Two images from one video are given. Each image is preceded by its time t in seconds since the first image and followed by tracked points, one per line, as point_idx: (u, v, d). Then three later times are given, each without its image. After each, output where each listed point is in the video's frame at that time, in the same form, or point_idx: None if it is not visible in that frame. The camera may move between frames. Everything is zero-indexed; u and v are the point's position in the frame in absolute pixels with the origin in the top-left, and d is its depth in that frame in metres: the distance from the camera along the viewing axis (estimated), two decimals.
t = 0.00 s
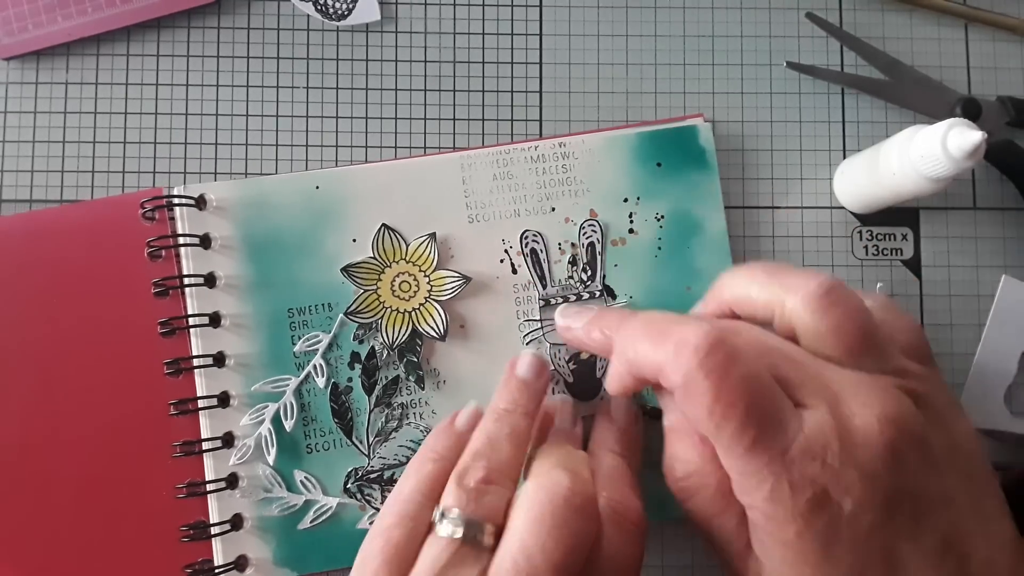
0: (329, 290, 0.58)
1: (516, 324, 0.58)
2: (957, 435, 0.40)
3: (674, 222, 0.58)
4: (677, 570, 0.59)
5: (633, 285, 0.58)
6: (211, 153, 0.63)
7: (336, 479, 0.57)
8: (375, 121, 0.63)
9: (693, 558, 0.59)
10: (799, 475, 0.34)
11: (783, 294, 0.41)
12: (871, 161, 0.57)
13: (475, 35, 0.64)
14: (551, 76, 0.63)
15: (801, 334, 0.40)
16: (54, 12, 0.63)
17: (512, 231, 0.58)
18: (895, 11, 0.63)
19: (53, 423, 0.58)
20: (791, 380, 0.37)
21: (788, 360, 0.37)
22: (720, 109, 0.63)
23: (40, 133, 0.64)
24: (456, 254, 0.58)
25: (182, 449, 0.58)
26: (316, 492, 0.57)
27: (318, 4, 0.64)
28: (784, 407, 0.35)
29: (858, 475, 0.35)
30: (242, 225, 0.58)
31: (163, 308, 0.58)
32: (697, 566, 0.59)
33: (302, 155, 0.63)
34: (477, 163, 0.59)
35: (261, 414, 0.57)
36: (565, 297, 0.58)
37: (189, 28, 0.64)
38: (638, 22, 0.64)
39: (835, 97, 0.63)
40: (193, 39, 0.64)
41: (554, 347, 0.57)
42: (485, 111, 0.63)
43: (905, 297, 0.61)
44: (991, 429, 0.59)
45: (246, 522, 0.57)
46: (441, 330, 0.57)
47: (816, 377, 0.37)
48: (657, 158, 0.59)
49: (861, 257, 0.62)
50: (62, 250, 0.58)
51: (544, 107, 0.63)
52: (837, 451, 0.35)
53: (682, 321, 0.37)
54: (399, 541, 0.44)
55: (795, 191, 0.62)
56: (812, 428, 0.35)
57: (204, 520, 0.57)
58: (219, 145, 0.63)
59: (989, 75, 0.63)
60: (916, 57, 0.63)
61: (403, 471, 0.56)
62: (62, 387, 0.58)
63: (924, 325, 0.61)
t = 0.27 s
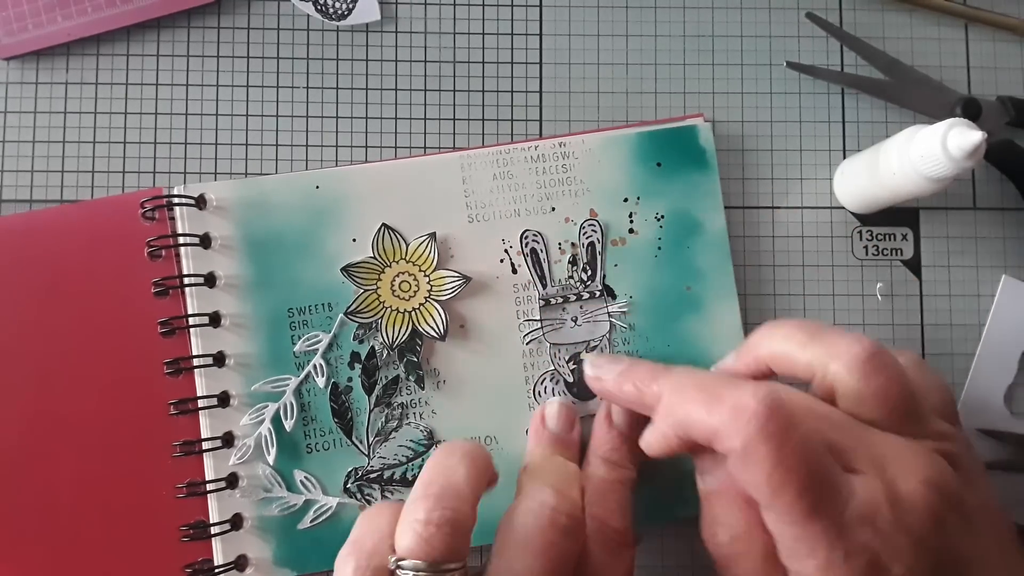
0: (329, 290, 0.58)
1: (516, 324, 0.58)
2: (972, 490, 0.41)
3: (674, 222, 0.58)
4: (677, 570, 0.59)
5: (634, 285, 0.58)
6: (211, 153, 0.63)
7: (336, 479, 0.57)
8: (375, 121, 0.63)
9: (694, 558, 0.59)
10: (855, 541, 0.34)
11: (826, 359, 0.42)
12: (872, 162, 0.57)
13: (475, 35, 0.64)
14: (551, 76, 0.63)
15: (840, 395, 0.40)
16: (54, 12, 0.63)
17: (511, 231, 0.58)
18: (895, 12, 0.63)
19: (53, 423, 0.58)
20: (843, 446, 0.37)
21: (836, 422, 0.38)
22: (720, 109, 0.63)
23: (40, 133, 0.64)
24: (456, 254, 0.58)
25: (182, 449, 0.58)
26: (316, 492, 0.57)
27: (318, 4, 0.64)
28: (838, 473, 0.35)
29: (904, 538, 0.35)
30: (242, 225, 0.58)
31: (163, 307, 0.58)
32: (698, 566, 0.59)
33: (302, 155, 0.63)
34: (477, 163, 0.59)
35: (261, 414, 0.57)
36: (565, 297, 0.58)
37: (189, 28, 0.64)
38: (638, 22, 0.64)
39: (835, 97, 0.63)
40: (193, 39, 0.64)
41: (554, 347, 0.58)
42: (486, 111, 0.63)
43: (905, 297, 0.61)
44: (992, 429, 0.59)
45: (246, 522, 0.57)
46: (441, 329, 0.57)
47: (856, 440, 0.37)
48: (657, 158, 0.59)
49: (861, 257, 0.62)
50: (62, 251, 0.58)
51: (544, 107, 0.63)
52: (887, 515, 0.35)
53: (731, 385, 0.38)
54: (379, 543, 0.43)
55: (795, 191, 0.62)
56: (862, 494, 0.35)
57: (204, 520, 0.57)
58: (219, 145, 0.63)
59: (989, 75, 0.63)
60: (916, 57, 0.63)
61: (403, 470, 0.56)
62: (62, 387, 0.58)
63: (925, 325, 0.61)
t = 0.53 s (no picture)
0: (329, 289, 0.58)
1: (516, 324, 0.58)
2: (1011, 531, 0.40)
3: (674, 222, 0.58)
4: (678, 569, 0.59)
5: (634, 284, 0.58)
6: (212, 152, 0.63)
7: (336, 478, 0.57)
8: (375, 120, 0.63)
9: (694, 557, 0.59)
10: None
11: (856, 399, 0.43)
12: (872, 162, 0.57)
13: (474, 35, 0.64)
14: (551, 76, 0.64)
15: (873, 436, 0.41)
16: (55, 12, 0.63)
17: (511, 231, 0.58)
18: (895, 12, 0.63)
19: (53, 423, 0.58)
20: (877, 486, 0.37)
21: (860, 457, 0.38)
22: (720, 109, 0.63)
23: (40, 133, 0.64)
24: (456, 253, 0.58)
25: (181, 448, 0.58)
26: (316, 492, 0.56)
27: (318, 4, 0.64)
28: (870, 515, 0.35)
29: None
30: (243, 223, 0.58)
31: (163, 305, 0.58)
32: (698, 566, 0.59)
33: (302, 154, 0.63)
34: (477, 162, 0.59)
35: (261, 413, 0.57)
36: (566, 296, 0.58)
37: (189, 28, 0.64)
38: (638, 22, 0.64)
39: (835, 98, 0.63)
40: (192, 39, 0.64)
41: (554, 346, 0.58)
42: (486, 111, 0.64)
43: (905, 297, 0.61)
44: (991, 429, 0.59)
45: (246, 521, 0.57)
46: (441, 329, 0.57)
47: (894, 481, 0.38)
48: (657, 158, 0.59)
49: (861, 257, 0.62)
50: (61, 250, 0.58)
51: (545, 107, 0.63)
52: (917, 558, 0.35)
53: (769, 425, 0.39)
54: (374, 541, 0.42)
55: (795, 192, 0.62)
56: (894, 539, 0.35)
57: (204, 518, 0.57)
58: (219, 144, 0.63)
59: (989, 76, 0.63)
60: (915, 57, 0.63)
61: (403, 469, 0.56)
62: (61, 386, 0.58)
63: (924, 324, 0.61)
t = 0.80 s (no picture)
0: (326, 292, 0.58)
1: (514, 326, 0.58)
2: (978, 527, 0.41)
3: (671, 223, 0.58)
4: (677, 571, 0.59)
5: (632, 286, 0.58)
6: (211, 153, 0.63)
7: (334, 482, 0.57)
8: (375, 121, 0.63)
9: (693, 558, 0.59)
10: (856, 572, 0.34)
11: (821, 390, 0.42)
12: (872, 162, 0.57)
13: (474, 35, 0.64)
14: (551, 76, 0.63)
15: (841, 425, 0.40)
16: (55, 12, 0.63)
17: (509, 232, 0.58)
18: (896, 12, 0.63)
19: (52, 425, 0.58)
20: (845, 477, 0.37)
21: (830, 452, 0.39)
22: (719, 109, 0.63)
23: (40, 133, 0.64)
24: (453, 256, 0.58)
25: (180, 452, 0.58)
26: (315, 496, 0.56)
27: (318, 4, 0.64)
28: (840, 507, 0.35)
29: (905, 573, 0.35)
30: (240, 227, 0.58)
31: (161, 309, 0.58)
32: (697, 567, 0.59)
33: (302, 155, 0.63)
34: (474, 164, 0.58)
35: (259, 417, 0.57)
36: (563, 299, 0.58)
37: (189, 28, 0.64)
38: (638, 22, 0.63)
39: (836, 97, 0.63)
40: (193, 39, 0.64)
41: (552, 348, 0.57)
42: (485, 111, 0.63)
43: (905, 297, 0.61)
44: (991, 428, 0.58)
45: (244, 525, 0.57)
46: (439, 332, 0.57)
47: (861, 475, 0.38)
48: (655, 160, 0.58)
49: (861, 257, 0.61)
50: (61, 252, 0.58)
51: (544, 108, 0.63)
52: (886, 548, 0.35)
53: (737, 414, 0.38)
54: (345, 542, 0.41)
55: (795, 191, 0.62)
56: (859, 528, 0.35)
57: (202, 522, 0.57)
58: (219, 145, 0.63)
59: (990, 75, 0.62)
60: (916, 57, 0.63)
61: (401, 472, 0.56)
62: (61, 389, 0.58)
63: (924, 325, 0.61)
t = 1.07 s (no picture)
0: (326, 294, 0.58)
1: (514, 326, 0.58)
2: (974, 489, 0.40)
3: (670, 222, 0.58)
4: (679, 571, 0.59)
5: (632, 286, 0.58)
6: (212, 153, 0.63)
7: (335, 483, 0.57)
8: (375, 121, 0.63)
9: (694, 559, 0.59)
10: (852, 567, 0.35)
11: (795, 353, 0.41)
12: (872, 162, 0.57)
13: (475, 35, 0.64)
14: (551, 76, 0.63)
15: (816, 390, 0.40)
16: (55, 12, 0.63)
17: (508, 233, 0.58)
18: (895, 12, 0.63)
19: (53, 426, 0.58)
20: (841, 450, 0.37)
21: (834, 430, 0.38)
22: (720, 109, 0.63)
23: (40, 133, 0.64)
24: (453, 257, 0.58)
25: (180, 454, 0.58)
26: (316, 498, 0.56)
27: (318, 4, 0.64)
28: (816, 471, 0.35)
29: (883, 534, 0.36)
30: (239, 229, 0.58)
31: (161, 313, 0.58)
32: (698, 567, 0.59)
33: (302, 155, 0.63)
34: (473, 165, 0.59)
35: (259, 419, 0.57)
36: (562, 298, 0.58)
37: (189, 28, 0.64)
38: (638, 23, 0.64)
39: (835, 97, 0.63)
40: (192, 39, 0.64)
41: (552, 348, 0.57)
42: (486, 111, 0.63)
43: (905, 297, 0.61)
44: (991, 428, 0.58)
45: (245, 527, 0.57)
46: (439, 332, 0.57)
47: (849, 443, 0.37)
48: (654, 159, 0.59)
49: (861, 256, 0.62)
50: (62, 254, 0.58)
51: (545, 108, 0.63)
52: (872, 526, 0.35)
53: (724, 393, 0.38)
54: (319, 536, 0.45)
55: (795, 191, 0.62)
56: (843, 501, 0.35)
57: (203, 525, 0.57)
58: (219, 145, 0.63)
59: (989, 76, 0.63)
60: (916, 57, 0.63)
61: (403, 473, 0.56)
62: (61, 392, 0.58)
63: (924, 325, 0.61)
